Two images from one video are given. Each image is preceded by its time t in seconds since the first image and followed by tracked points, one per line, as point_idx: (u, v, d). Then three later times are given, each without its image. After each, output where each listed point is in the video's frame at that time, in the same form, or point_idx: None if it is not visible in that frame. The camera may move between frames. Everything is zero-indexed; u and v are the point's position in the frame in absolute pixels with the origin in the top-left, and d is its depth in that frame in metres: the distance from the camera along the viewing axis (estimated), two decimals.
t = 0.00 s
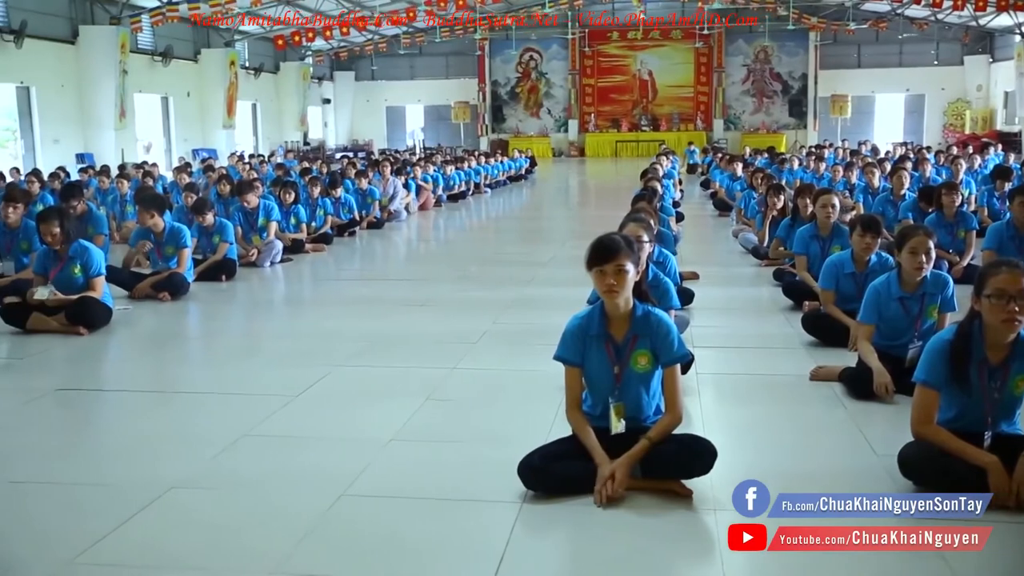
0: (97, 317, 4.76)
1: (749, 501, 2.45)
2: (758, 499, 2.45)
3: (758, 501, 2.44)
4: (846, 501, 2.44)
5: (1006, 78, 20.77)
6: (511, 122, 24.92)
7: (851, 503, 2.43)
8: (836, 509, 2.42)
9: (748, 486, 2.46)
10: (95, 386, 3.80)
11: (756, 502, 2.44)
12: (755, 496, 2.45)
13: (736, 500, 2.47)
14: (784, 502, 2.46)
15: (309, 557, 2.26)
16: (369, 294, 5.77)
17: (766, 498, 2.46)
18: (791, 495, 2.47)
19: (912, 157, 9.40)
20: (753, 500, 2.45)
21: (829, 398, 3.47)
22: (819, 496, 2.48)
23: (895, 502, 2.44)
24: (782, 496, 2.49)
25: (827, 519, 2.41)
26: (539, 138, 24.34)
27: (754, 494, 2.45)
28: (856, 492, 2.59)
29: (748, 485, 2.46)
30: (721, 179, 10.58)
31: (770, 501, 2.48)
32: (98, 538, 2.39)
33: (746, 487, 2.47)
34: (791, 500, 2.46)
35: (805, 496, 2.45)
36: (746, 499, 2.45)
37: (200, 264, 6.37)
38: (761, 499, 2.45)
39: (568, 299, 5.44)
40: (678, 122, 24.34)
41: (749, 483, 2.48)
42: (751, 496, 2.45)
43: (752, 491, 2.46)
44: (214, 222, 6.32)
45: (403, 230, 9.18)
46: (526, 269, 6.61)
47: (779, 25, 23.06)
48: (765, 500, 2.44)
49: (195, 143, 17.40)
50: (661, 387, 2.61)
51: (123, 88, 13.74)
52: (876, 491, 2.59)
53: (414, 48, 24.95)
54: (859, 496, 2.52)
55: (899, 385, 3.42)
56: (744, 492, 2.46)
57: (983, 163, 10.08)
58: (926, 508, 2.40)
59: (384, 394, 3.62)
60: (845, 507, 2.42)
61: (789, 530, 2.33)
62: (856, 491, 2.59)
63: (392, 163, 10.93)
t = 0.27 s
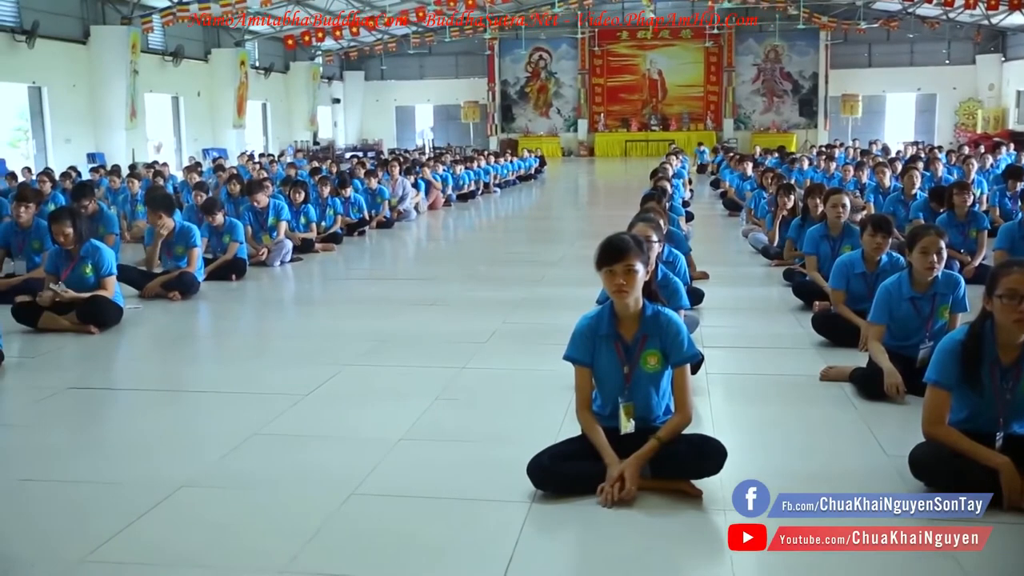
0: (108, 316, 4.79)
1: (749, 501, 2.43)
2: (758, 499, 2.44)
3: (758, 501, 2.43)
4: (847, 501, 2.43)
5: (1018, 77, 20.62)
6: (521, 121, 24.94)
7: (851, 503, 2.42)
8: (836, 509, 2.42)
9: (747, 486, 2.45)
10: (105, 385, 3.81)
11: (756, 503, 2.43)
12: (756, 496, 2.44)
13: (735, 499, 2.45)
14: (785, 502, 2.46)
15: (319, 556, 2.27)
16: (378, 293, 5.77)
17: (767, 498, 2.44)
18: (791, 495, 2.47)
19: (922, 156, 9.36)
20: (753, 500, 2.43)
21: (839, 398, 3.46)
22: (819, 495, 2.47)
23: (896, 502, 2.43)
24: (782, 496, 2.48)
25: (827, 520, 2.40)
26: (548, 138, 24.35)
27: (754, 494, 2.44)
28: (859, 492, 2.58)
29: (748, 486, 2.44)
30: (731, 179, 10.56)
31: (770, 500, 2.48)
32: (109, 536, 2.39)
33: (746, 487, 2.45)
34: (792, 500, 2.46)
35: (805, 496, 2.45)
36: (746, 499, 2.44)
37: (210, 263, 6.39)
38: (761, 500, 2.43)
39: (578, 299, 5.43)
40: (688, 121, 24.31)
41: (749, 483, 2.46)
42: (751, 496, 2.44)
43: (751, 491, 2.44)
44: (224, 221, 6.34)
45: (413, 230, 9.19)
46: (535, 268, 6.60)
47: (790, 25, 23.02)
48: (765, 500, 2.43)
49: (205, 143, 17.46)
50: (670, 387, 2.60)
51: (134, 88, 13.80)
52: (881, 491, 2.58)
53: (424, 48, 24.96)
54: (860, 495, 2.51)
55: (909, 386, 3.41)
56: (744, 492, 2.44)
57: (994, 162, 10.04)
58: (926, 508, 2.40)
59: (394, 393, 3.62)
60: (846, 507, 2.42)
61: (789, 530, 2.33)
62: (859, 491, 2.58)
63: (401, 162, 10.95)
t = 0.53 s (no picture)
0: (120, 314, 4.82)
1: (749, 501, 2.43)
2: (758, 499, 2.43)
3: (758, 501, 2.43)
4: (846, 501, 2.43)
5: None
6: (532, 121, 24.94)
7: (851, 503, 2.42)
8: (837, 509, 2.41)
9: (747, 486, 2.44)
10: (118, 383, 3.82)
11: (756, 502, 2.43)
12: (756, 496, 2.43)
13: (735, 500, 2.45)
14: (784, 502, 2.45)
15: (331, 555, 2.27)
16: (389, 293, 5.79)
17: (766, 498, 2.44)
18: (791, 495, 2.46)
19: (936, 156, 9.32)
20: (753, 499, 2.43)
21: (850, 399, 3.45)
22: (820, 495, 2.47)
23: (895, 502, 2.43)
24: (782, 496, 2.48)
25: (827, 520, 2.40)
26: (560, 138, 24.37)
27: (754, 494, 2.44)
28: (860, 492, 2.57)
29: (747, 485, 2.44)
30: (743, 178, 10.53)
31: (770, 500, 2.47)
32: (122, 534, 2.40)
33: (745, 487, 2.44)
34: (791, 500, 2.46)
35: (805, 496, 2.44)
36: (746, 499, 2.44)
37: (222, 263, 6.41)
38: (761, 500, 2.43)
39: (589, 299, 5.43)
40: (700, 121, 24.27)
41: (749, 483, 2.45)
42: (751, 496, 2.44)
43: (752, 491, 2.44)
44: (236, 221, 6.35)
45: (424, 229, 9.20)
46: (547, 268, 6.60)
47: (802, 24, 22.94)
48: (765, 500, 2.43)
49: (218, 142, 17.52)
50: (682, 387, 2.59)
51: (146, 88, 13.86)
52: (884, 491, 2.58)
53: (435, 48, 24.98)
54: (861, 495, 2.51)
55: (922, 387, 3.40)
56: (744, 492, 2.43)
57: (1008, 162, 9.98)
58: (926, 508, 2.40)
59: (405, 393, 3.62)
60: (847, 507, 2.41)
61: (789, 530, 2.33)
62: (859, 491, 2.58)
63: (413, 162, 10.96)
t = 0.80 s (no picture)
0: (134, 312, 4.85)
1: (749, 501, 2.44)
2: (758, 499, 2.45)
3: (758, 501, 2.44)
4: (846, 501, 2.44)
5: None
6: (543, 121, 24.93)
7: (851, 503, 2.43)
8: (837, 509, 2.42)
9: (748, 486, 2.45)
10: (132, 381, 3.84)
11: (756, 502, 2.44)
12: (756, 496, 2.44)
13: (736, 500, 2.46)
14: (784, 502, 2.46)
15: (344, 553, 2.28)
16: (401, 292, 5.79)
17: (767, 498, 2.45)
18: (791, 495, 2.47)
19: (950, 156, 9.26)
20: (753, 500, 2.44)
21: (864, 400, 3.42)
22: (819, 495, 2.48)
23: (895, 502, 2.44)
24: (782, 495, 2.49)
25: (828, 520, 2.40)
26: (571, 138, 24.37)
27: (754, 494, 2.45)
28: (861, 492, 2.57)
29: (749, 486, 2.45)
30: (755, 178, 10.48)
31: (770, 501, 2.48)
32: (137, 531, 2.42)
33: (746, 487, 2.45)
34: (792, 500, 2.46)
35: (805, 496, 2.45)
36: (746, 499, 2.45)
37: (235, 262, 6.43)
38: (762, 500, 2.44)
39: (601, 299, 5.43)
40: (712, 121, 24.21)
41: (750, 483, 2.47)
42: (751, 496, 2.45)
43: (752, 491, 2.45)
44: (248, 221, 6.36)
45: (435, 229, 9.21)
46: (559, 268, 6.60)
47: (815, 23, 22.85)
48: (765, 499, 2.44)
49: (230, 141, 17.57)
50: (694, 388, 2.59)
51: (159, 87, 13.93)
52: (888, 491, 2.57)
53: (447, 47, 25.00)
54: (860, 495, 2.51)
55: (936, 387, 3.38)
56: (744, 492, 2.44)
57: None
58: (926, 508, 2.41)
59: (417, 391, 3.63)
60: (847, 508, 2.42)
61: (789, 530, 2.33)
62: (860, 492, 2.57)
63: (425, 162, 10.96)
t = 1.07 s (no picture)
0: (144, 312, 4.86)
1: (749, 501, 2.43)
2: (758, 499, 2.43)
3: (758, 501, 2.42)
4: (846, 501, 2.43)
5: None
6: (553, 121, 24.91)
7: (851, 503, 2.43)
8: (837, 509, 2.42)
9: (747, 486, 2.44)
10: (143, 380, 3.85)
11: (756, 502, 2.43)
12: (755, 496, 2.43)
13: (735, 499, 2.45)
14: (784, 502, 2.45)
15: (353, 552, 2.28)
16: (410, 292, 5.80)
17: (767, 498, 2.44)
18: (791, 496, 2.46)
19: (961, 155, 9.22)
20: (753, 499, 2.43)
21: (874, 402, 3.41)
22: (819, 495, 2.47)
23: (895, 502, 2.43)
24: (782, 496, 2.48)
25: (828, 520, 2.40)
26: (581, 137, 24.32)
27: (754, 493, 2.43)
28: (862, 492, 2.56)
29: (748, 485, 2.44)
30: (765, 178, 10.44)
31: (770, 500, 2.47)
32: (146, 530, 2.43)
33: (745, 487, 2.44)
34: (791, 500, 2.45)
35: (805, 496, 2.44)
36: (746, 499, 2.43)
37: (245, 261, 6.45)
38: (761, 500, 2.43)
39: (611, 298, 5.42)
40: (722, 121, 24.15)
41: (748, 482, 2.45)
42: (751, 496, 2.44)
43: (751, 490, 2.44)
44: (259, 220, 6.38)
45: (445, 228, 9.21)
46: (568, 267, 6.59)
47: (826, 22, 22.79)
48: (765, 499, 2.43)
49: (240, 141, 17.60)
50: (704, 388, 2.58)
51: (170, 87, 13.98)
52: (889, 492, 2.56)
53: (456, 47, 25.01)
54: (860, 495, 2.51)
55: (947, 388, 3.37)
56: (743, 492, 2.43)
57: None
58: (926, 508, 2.41)
59: (427, 391, 3.63)
60: (848, 508, 2.42)
61: (789, 530, 2.32)
62: (861, 492, 2.56)
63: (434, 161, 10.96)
